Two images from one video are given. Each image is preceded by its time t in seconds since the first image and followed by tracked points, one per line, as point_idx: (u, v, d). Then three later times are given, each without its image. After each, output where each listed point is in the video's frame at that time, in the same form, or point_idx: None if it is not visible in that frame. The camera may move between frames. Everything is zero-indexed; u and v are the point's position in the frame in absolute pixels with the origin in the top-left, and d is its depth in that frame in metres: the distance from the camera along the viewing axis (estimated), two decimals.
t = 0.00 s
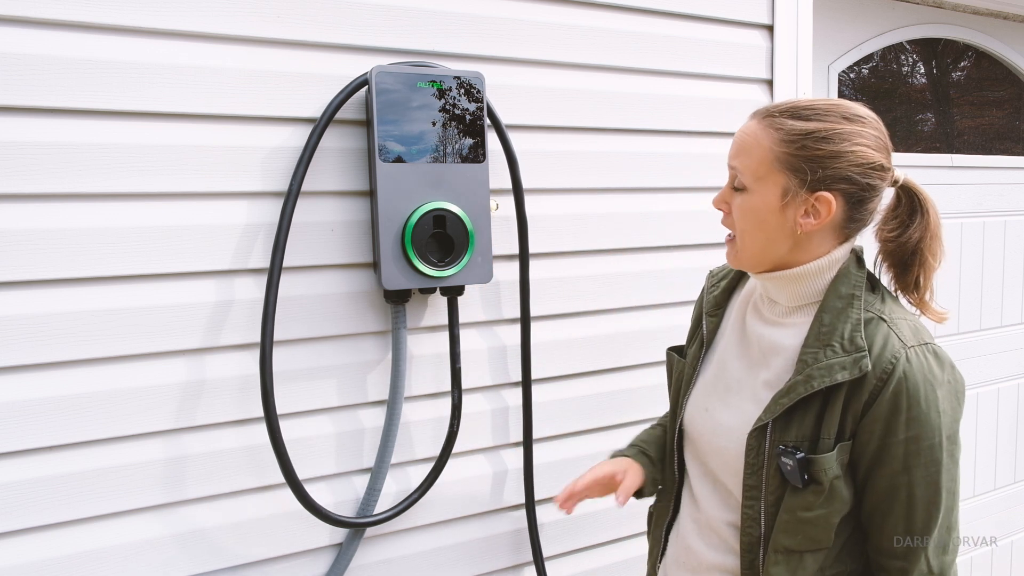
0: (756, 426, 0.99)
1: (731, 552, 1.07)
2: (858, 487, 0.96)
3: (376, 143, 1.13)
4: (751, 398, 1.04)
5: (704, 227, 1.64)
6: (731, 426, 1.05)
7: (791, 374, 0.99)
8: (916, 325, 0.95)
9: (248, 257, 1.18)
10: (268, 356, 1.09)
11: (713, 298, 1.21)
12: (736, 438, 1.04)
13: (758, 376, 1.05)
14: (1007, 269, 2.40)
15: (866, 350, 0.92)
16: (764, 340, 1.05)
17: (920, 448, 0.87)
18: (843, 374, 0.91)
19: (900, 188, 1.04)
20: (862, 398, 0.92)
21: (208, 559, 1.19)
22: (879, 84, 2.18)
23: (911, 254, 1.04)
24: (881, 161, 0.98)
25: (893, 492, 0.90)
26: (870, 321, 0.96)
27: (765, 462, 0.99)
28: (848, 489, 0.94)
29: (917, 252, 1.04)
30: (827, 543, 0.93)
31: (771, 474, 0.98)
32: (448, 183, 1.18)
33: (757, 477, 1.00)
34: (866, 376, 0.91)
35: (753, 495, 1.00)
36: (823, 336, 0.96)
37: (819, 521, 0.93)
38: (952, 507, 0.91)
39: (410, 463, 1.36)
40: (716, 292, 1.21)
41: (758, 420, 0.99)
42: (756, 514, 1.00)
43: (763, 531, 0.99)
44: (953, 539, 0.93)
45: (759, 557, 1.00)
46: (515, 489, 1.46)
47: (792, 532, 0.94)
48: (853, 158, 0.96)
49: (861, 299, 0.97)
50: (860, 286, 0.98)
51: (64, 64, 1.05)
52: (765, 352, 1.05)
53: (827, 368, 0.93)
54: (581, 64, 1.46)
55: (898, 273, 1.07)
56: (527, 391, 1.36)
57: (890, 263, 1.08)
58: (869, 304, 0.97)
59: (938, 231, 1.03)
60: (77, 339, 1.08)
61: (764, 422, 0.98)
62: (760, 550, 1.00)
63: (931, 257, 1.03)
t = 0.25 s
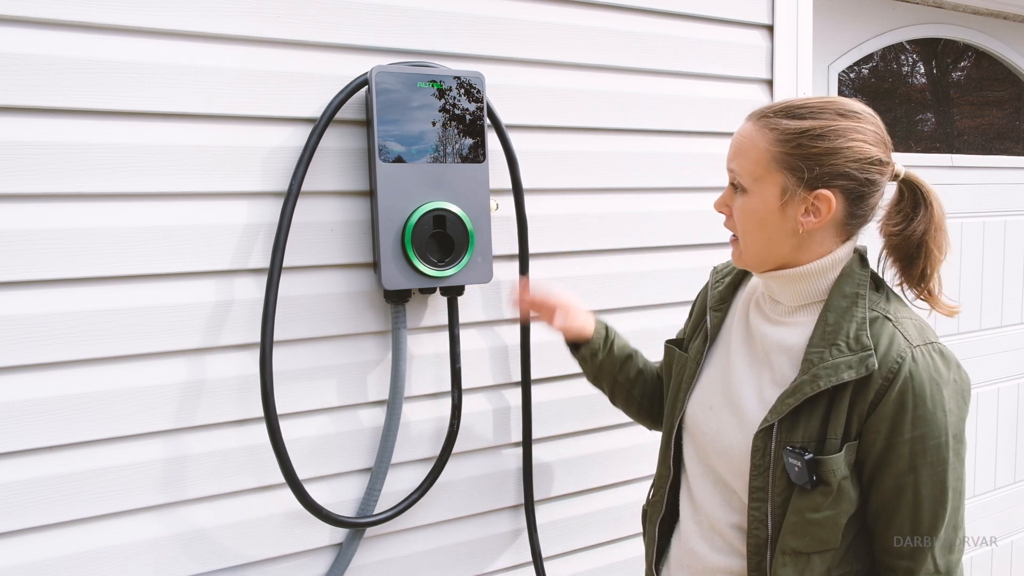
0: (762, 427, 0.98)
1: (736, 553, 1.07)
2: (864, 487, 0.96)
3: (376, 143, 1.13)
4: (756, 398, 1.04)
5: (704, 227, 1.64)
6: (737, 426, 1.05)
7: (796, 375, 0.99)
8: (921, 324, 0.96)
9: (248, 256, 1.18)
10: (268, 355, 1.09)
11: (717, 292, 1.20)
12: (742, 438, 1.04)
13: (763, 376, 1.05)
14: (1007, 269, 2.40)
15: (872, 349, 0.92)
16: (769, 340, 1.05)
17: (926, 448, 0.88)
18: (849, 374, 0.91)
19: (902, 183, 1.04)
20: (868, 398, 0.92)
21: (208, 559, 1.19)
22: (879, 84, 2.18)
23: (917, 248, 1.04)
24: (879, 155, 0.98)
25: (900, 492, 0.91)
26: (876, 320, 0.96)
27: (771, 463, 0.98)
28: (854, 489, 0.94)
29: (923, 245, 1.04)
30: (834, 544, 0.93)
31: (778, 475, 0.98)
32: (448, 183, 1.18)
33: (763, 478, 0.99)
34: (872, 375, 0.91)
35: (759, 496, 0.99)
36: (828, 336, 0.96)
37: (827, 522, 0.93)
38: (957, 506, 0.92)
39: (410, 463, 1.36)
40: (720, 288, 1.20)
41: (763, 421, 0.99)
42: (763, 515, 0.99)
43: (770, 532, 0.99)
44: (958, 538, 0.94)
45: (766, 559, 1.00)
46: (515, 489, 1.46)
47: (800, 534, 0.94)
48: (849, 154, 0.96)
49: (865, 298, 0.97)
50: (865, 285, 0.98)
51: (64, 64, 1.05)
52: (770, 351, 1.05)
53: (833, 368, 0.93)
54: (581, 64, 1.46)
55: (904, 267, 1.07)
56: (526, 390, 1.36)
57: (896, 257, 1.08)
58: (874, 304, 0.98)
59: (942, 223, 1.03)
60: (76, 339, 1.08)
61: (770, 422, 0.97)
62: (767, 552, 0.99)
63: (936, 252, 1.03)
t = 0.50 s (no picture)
0: (765, 429, 0.98)
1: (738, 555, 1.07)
2: (867, 486, 0.96)
3: (376, 143, 1.13)
4: (757, 399, 1.04)
5: (704, 227, 1.64)
6: (738, 429, 1.05)
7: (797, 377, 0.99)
8: (921, 322, 0.96)
9: (248, 256, 1.18)
10: (268, 355, 1.09)
11: (715, 292, 1.18)
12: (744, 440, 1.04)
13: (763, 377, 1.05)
14: (1007, 269, 2.40)
15: (874, 347, 0.93)
16: (769, 341, 1.04)
17: (929, 446, 0.88)
18: (852, 373, 0.92)
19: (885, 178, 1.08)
20: (870, 397, 0.92)
21: (208, 559, 1.19)
22: (879, 84, 2.18)
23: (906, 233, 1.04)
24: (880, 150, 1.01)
25: (903, 491, 0.91)
26: (876, 318, 0.96)
27: (775, 465, 0.98)
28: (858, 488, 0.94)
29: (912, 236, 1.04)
30: (839, 544, 0.93)
31: (782, 476, 0.97)
32: (448, 183, 1.18)
33: (767, 480, 0.98)
34: (874, 374, 0.92)
35: (763, 498, 0.99)
36: (829, 335, 0.96)
37: (832, 522, 0.93)
38: (960, 504, 0.93)
39: (410, 463, 1.36)
40: (717, 287, 1.18)
41: (766, 423, 0.98)
42: (767, 517, 0.99)
43: (775, 534, 0.98)
44: (961, 535, 0.94)
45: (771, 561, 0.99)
46: (515, 489, 1.46)
47: (804, 535, 0.94)
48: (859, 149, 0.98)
49: (863, 296, 0.97)
50: (862, 283, 0.98)
51: (64, 64, 1.05)
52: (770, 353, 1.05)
53: (836, 367, 0.93)
54: (581, 64, 1.46)
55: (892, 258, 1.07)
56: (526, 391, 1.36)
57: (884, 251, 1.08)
58: (873, 302, 0.98)
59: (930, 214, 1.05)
60: (76, 339, 1.08)
61: (774, 423, 0.97)
62: (772, 554, 0.99)
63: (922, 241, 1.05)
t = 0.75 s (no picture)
0: (777, 425, 0.97)
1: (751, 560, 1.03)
2: (876, 474, 0.96)
3: (376, 143, 1.13)
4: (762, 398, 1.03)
5: (704, 227, 1.64)
6: (743, 430, 1.03)
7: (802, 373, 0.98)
8: (917, 307, 0.98)
9: (248, 257, 1.18)
10: (268, 355, 1.09)
11: (700, 298, 1.16)
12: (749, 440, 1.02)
13: (763, 376, 1.04)
14: (1007, 269, 2.40)
15: (880, 334, 0.93)
16: (769, 340, 1.03)
17: (939, 428, 0.90)
18: (864, 361, 0.92)
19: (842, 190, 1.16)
20: (880, 384, 0.92)
21: (208, 559, 1.19)
22: (879, 84, 2.18)
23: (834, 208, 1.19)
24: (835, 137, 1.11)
25: (914, 476, 0.92)
26: (876, 307, 0.97)
27: (788, 459, 0.97)
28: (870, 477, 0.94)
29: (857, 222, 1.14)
30: (855, 534, 0.93)
31: (796, 470, 0.96)
32: (449, 182, 1.18)
33: (781, 475, 0.97)
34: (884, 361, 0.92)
35: (778, 494, 0.98)
36: (833, 326, 0.96)
37: (850, 512, 0.92)
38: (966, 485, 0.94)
39: (410, 463, 1.36)
40: (702, 293, 1.17)
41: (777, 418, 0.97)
42: (783, 513, 0.98)
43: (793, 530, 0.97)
44: (966, 516, 0.96)
45: (790, 559, 0.97)
46: (514, 489, 1.46)
47: (824, 528, 0.92)
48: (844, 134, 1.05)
49: (861, 286, 0.98)
50: (857, 274, 0.99)
51: (64, 64, 1.05)
52: (769, 351, 1.03)
53: (847, 356, 0.93)
54: (581, 64, 1.46)
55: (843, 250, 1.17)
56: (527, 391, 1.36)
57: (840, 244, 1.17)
58: (871, 291, 0.98)
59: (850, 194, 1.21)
60: (76, 340, 1.08)
61: (785, 418, 0.96)
62: (790, 551, 0.97)
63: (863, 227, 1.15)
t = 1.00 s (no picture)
0: (796, 420, 0.94)
1: (766, 566, 0.99)
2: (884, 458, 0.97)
3: (376, 143, 1.13)
4: (771, 396, 0.99)
5: (704, 227, 1.64)
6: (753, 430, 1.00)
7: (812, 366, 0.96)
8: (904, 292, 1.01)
9: (248, 257, 1.18)
10: (268, 355, 1.09)
11: (684, 304, 1.12)
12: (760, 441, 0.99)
13: (768, 374, 1.01)
14: (1007, 269, 2.40)
15: (885, 320, 0.93)
16: (775, 336, 1.00)
17: (944, 405, 0.92)
18: (877, 349, 0.92)
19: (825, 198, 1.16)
20: (892, 370, 0.93)
21: (208, 559, 1.19)
22: (879, 84, 2.18)
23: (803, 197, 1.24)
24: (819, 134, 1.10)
25: (925, 455, 0.93)
26: (873, 295, 0.98)
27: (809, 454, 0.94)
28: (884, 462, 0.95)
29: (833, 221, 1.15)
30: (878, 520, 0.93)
31: (818, 464, 0.94)
32: (449, 182, 1.18)
33: (804, 471, 0.95)
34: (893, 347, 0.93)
35: (802, 491, 0.95)
36: (835, 317, 0.96)
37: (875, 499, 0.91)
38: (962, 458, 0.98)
39: (410, 463, 1.36)
40: (686, 298, 1.12)
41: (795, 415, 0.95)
42: (809, 509, 0.95)
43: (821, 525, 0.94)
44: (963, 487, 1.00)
45: (819, 556, 0.94)
46: (514, 489, 1.46)
47: (853, 518, 0.91)
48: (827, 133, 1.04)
49: (854, 276, 0.99)
50: (847, 266, 1.00)
51: (64, 64, 1.05)
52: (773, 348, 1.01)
53: (860, 346, 0.93)
54: (581, 64, 1.46)
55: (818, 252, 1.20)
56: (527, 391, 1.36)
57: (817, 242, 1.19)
58: (864, 280, 0.99)
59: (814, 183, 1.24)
60: (76, 340, 1.08)
61: (803, 413, 0.94)
62: (820, 548, 0.94)
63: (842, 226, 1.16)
